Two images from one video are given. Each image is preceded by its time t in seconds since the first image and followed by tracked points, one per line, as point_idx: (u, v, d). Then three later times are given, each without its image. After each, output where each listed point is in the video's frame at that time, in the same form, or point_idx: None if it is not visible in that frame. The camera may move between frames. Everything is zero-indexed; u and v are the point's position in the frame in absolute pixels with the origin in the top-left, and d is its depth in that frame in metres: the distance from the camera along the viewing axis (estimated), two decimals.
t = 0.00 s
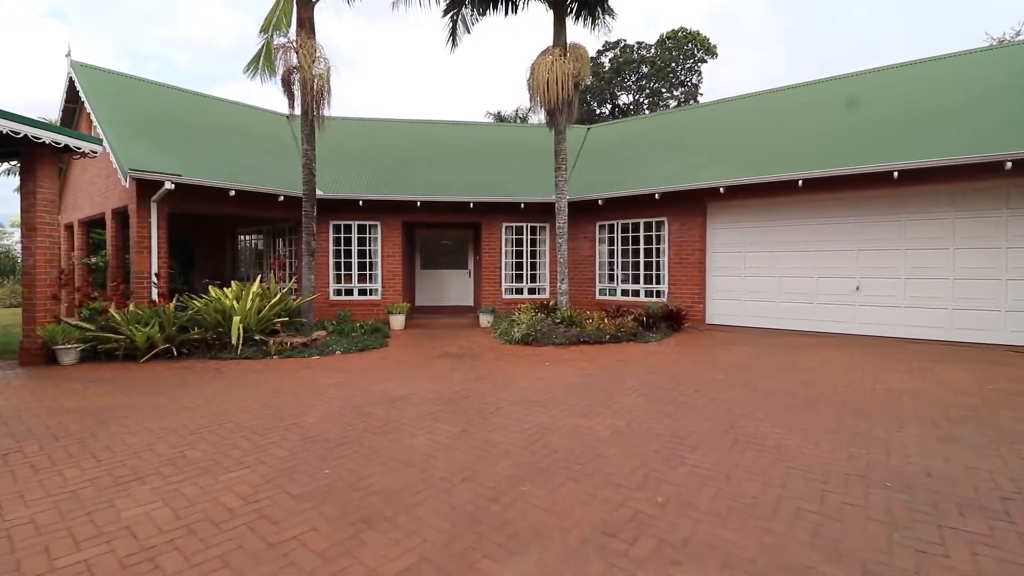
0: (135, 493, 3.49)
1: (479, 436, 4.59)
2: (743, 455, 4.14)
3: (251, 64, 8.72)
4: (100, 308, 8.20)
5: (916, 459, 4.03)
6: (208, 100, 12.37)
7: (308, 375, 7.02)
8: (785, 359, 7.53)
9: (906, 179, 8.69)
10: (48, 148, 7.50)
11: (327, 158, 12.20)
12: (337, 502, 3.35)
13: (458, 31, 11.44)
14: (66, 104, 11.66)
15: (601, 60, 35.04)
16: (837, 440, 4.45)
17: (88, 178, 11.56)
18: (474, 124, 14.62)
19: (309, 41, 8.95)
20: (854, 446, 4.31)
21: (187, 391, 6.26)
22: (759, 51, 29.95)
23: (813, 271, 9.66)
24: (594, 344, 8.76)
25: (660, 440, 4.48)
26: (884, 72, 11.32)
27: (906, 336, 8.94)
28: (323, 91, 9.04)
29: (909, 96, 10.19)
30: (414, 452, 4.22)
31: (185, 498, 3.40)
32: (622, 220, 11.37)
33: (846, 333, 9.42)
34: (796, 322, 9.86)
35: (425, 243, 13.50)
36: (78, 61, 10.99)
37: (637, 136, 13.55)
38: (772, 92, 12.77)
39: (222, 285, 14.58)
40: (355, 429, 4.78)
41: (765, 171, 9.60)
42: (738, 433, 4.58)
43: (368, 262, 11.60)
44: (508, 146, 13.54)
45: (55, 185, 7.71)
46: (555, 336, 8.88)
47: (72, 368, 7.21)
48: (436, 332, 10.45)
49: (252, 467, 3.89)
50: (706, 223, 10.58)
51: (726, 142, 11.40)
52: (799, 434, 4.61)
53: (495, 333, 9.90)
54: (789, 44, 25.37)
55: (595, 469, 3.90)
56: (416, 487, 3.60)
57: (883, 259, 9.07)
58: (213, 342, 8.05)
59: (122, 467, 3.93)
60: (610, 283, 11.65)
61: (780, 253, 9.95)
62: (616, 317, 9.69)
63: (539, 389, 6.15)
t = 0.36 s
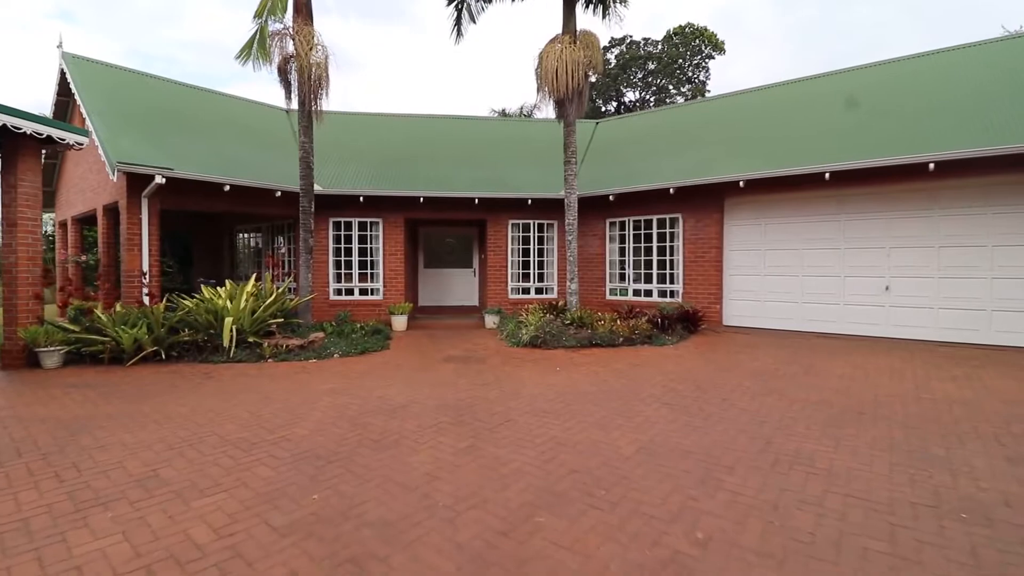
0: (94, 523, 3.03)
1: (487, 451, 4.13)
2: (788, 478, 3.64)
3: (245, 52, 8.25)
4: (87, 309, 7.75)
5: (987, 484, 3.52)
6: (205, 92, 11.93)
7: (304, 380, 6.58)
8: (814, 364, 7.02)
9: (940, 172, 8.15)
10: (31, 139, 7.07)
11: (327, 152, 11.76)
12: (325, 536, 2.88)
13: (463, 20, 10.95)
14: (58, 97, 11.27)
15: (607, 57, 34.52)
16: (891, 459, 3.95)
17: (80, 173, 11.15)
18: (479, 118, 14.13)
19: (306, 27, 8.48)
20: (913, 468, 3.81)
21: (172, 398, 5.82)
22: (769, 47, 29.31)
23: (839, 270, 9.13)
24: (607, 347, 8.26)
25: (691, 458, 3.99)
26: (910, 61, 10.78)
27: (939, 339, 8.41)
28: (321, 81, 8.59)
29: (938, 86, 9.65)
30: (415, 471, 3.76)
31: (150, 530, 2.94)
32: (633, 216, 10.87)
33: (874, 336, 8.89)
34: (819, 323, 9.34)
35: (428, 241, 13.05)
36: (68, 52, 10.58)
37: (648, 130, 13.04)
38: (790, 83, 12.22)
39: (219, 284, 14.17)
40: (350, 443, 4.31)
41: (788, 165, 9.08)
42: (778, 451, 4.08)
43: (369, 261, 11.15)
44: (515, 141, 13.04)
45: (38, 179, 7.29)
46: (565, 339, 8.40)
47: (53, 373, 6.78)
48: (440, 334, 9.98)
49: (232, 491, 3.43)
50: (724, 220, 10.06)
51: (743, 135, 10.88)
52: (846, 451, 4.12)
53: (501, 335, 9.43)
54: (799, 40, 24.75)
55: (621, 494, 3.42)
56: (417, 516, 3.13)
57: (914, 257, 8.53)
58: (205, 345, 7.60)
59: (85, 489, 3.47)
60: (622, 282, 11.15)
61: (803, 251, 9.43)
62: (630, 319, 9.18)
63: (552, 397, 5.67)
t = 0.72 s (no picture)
0: (38, 568, 2.57)
1: (498, 473, 3.66)
2: (848, 511, 3.14)
3: (238, 37, 7.75)
4: (72, 311, 7.33)
5: None
6: (204, 86, 11.51)
7: (298, 388, 6.11)
8: (849, 371, 6.49)
9: (982, 164, 7.59)
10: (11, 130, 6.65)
11: (328, 147, 11.30)
12: None
13: (470, 10, 10.46)
14: (50, 91, 10.86)
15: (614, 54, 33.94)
16: (963, 487, 3.43)
17: (72, 170, 10.75)
18: (486, 113, 13.64)
19: (304, 13, 8.02)
20: (992, 498, 3.29)
21: (155, 407, 5.36)
22: (779, 44, 28.63)
23: (869, 269, 8.58)
24: (622, 351, 7.74)
25: (732, 484, 3.49)
26: (940, 51, 10.23)
27: (978, 343, 7.85)
28: (320, 70, 8.13)
29: (974, 76, 9.10)
30: (417, 499, 3.29)
31: None
32: (648, 213, 10.35)
33: (907, 339, 8.35)
34: (847, 326, 8.80)
35: (432, 240, 12.59)
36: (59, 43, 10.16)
37: (662, 124, 12.52)
38: (812, 74, 11.66)
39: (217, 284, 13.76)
40: (344, 464, 3.84)
41: (814, 158, 8.56)
42: (831, 477, 3.57)
43: (371, 260, 10.70)
44: (524, 137, 12.54)
45: (19, 173, 6.87)
46: (578, 342, 7.90)
47: (32, 380, 6.35)
48: (445, 337, 9.50)
49: (205, 525, 2.96)
50: (745, 216, 9.54)
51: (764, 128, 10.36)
52: (907, 476, 3.61)
53: (509, 338, 8.94)
54: (812, 35, 24.13)
55: (657, 530, 2.93)
56: (418, 560, 2.65)
57: (952, 255, 7.97)
58: (195, 349, 7.16)
59: (38, 522, 3.02)
60: (635, 283, 10.63)
61: (830, 250, 8.89)
62: (646, 321, 8.66)
63: (567, 408, 5.18)
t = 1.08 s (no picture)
0: None
1: (511, 505, 3.15)
2: (932, 556, 2.63)
3: (228, 21, 7.27)
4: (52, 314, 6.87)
5: None
6: (199, 79, 11.02)
7: (291, 397, 5.62)
8: (890, 379, 5.94)
9: None
10: None
11: (327, 142, 10.83)
12: None
13: None
14: (39, 84, 10.42)
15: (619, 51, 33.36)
16: None
17: (61, 166, 10.32)
18: (491, 107, 13.13)
19: None
20: None
21: (133, 420, 4.89)
22: (789, 40, 27.99)
23: (903, 269, 8.01)
24: (639, 357, 7.22)
25: (787, 520, 2.99)
26: (972, 38, 9.67)
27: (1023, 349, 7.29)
28: (317, 57, 7.65)
29: (1011, 63, 8.56)
30: (417, 539, 2.80)
31: None
32: (662, 210, 9.82)
33: (943, 344, 7.79)
34: (878, 330, 8.25)
35: (436, 239, 12.12)
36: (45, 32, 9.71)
37: (676, 118, 11.96)
38: (835, 62, 11.06)
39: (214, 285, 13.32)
40: (335, 492, 3.35)
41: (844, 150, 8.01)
42: (901, 511, 3.06)
43: (372, 260, 10.22)
44: (532, 131, 12.02)
45: None
46: (593, 347, 7.38)
47: (6, 388, 5.89)
48: (449, 340, 9.01)
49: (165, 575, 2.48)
50: (768, 213, 8.98)
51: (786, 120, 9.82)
52: (993, 511, 3.07)
53: (517, 342, 8.43)
54: (824, 31, 23.52)
55: None
56: None
57: (993, 253, 7.41)
58: (183, 355, 6.69)
59: None
60: (649, 283, 10.10)
61: (860, 248, 8.31)
62: (664, 324, 8.14)
63: (585, 423, 4.67)
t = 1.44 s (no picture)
0: None
1: (524, 550, 2.63)
2: None
3: None
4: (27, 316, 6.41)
5: None
6: (192, 71, 10.59)
7: (278, 408, 5.13)
8: (937, 390, 5.39)
9: None
10: None
11: (325, 136, 10.34)
12: None
13: None
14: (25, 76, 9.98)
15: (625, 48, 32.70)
16: None
17: (48, 161, 9.88)
18: (497, 100, 12.61)
19: None
20: None
21: (101, 434, 4.42)
22: (800, 36, 27.26)
23: (939, 268, 7.45)
24: (656, 363, 6.69)
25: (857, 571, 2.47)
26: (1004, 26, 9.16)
27: None
28: (312, 43, 7.15)
29: None
30: None
31: None
32: (677, 206, 9.28)
33: (984, 349, 7.23)
34: (912, 334, 7.69)
35: (439, 237, 11.63)
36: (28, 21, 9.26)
37: (690, 111, 11.44)
38: (859, 52, 10.50)
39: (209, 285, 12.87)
40: (318, 528, 2.86)
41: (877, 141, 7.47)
42: (994, 559, 2.54)
43: (371, 259, 9.73)
44: (539, 125, 11.50)
45: None
46: (606, 353, 6.86)
47: None
48: (451, 343, 8.50)
49: None
50: (791, 209, 8.42)
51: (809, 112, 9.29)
52: None
53: (524, 346, 7.92)
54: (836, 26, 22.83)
55: None
56: None
57: None
58: (166, 361, 6.21)
59: None
60: (663, 283, 9.56)
61: (892, 246, 7.76)
62: (682, 327, 7.60)
63: (604, 440, 4.16)
